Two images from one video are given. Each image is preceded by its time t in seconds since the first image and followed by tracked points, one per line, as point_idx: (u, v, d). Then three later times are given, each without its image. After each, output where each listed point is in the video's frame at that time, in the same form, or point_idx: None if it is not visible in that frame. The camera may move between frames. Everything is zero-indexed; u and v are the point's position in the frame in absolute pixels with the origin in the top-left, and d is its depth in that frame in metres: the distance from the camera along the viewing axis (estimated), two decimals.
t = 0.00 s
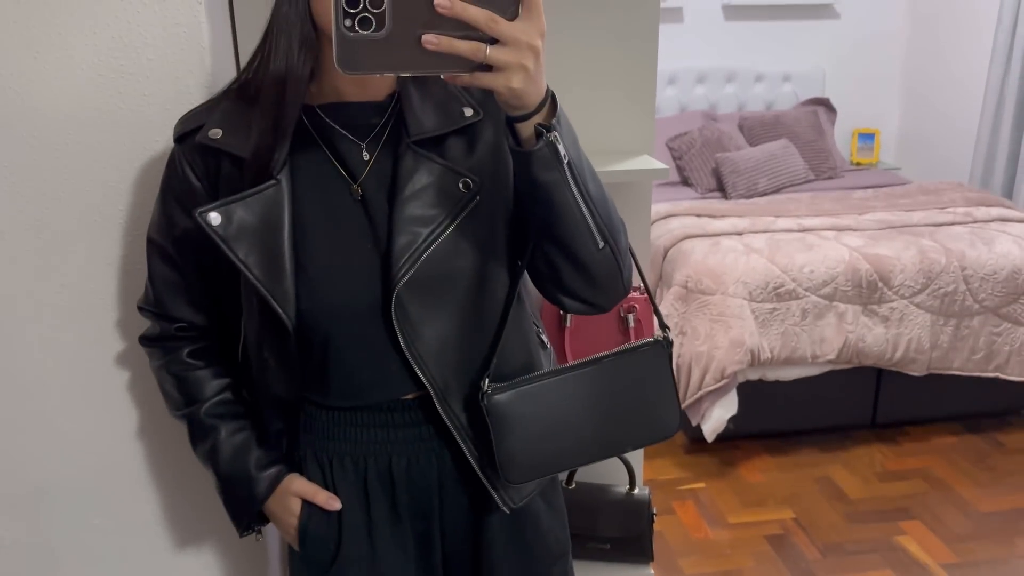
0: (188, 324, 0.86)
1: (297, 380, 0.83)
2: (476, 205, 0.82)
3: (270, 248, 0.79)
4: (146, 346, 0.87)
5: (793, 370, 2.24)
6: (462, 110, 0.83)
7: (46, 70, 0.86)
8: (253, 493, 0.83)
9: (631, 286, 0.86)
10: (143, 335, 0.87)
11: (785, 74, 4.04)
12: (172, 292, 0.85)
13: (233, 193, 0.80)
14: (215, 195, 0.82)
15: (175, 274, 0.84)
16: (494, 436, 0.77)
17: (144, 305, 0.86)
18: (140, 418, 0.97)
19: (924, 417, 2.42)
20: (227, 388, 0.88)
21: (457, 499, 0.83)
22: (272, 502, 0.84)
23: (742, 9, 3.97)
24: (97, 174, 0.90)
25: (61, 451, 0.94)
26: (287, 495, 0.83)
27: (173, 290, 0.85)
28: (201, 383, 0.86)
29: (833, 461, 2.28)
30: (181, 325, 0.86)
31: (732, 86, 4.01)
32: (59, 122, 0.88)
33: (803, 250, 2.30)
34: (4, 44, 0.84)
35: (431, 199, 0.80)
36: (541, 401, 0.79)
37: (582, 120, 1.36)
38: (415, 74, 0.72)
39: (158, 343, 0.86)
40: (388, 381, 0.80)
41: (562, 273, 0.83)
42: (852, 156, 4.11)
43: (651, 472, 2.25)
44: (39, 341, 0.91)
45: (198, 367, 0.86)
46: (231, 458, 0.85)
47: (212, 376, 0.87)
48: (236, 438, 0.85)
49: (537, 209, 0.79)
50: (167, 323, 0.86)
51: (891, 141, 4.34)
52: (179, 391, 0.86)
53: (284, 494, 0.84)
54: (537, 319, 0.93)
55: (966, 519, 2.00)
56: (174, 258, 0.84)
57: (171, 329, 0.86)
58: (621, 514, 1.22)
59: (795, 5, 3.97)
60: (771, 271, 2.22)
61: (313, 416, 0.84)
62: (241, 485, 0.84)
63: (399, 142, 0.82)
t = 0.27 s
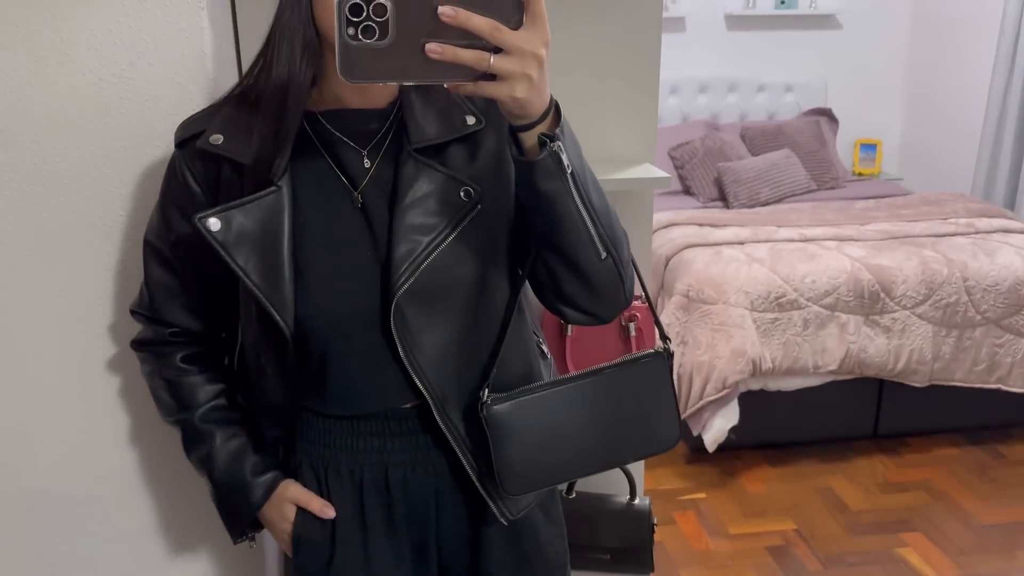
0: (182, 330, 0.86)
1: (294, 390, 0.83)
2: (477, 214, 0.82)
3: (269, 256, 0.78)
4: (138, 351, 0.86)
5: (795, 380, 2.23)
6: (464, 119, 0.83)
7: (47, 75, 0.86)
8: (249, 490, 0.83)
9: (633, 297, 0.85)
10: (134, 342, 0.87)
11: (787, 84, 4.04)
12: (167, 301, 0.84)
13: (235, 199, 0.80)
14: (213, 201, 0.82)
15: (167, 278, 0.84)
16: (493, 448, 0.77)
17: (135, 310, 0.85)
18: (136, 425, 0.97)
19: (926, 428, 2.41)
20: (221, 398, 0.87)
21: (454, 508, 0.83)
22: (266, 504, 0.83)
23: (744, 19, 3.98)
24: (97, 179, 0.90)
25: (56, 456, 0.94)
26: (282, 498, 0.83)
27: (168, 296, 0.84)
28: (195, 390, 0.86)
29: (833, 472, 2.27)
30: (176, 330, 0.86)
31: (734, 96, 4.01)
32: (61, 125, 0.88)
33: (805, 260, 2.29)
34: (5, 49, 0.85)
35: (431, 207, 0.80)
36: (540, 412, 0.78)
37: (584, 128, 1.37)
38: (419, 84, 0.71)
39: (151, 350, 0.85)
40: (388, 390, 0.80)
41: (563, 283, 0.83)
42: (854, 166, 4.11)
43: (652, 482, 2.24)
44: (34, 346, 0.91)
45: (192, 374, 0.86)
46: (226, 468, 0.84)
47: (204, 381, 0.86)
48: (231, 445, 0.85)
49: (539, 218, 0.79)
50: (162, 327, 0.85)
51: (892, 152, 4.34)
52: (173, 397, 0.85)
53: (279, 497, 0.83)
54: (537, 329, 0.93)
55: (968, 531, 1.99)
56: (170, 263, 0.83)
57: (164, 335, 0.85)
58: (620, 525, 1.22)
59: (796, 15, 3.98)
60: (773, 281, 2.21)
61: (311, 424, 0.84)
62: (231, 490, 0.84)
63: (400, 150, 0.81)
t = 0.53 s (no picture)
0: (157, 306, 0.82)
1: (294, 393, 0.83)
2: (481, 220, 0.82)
3: (279, 259, 0.78)
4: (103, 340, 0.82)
5: (799, 389, 2.22)
6: (468, 125, 0.83)
7: (51, 79, 0.87)
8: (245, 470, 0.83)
9: (638, 306, 0.85)
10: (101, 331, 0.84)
11: (791, 92, 4.04)
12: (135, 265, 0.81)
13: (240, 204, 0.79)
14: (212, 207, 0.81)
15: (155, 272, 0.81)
16: (495, 457, 0.76)
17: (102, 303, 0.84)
18: (138, 425, 0.98)
19: (930, 438, 2.40)
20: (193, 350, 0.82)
21: (452, 516, 0.82)
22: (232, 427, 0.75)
23: (748, 28, 3.98)
24: (101, 186, 0.91)
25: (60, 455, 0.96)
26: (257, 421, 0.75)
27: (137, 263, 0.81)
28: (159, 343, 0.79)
29: (837, 482, 2.26)
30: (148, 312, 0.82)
31: (738, 104, 4.01)
32: (65, 132, 0.89)
33: (809, 268, 2.29)
34: (9, 54, 0.85)
35: (434, 214, 0.80)
36: (543, 421, 0.78)
37: (589, 135, 1.36)
38: (423, 90, 0.71)
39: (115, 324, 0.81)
40: (389, 396, 0.79)
41: (568, 291, 0.83)
42: (858, 175, 4.11)
43: (654, 490, 2.23)
44: (38, 349, 0.93)
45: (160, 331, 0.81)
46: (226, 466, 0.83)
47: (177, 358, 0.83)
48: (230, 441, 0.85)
49: (543, 226, 0.79)
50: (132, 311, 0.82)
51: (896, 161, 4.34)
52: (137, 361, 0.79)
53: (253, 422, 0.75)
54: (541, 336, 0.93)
55: (972, 541, 1.98)
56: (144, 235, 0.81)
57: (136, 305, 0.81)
58: (624, 534, 1.22)
59: (801, 24, 3.98)
60: (777, 289, 2.21)
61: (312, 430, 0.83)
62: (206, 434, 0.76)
63: (404, 157, 0.81)
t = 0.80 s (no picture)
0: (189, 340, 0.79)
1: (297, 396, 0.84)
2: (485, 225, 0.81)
3: (318, 256, 0.77)
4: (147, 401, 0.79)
5: (808, 395, 2.21)
6: (478, 128, 0.83)
7: (64, 78, 0.87)
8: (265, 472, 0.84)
9: (644, 317, 0.84)
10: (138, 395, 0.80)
11: (801, 97, 4.04)
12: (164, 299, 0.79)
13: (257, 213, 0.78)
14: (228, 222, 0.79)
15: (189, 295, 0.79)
16: (490, 463, 0.76)
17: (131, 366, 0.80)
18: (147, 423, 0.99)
19: (941, 445, 2.39)
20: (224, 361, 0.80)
21: (450, 520, 0.82)
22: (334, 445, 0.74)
23: (758, 32, 3.97)
24: (113, 187, 0.91)
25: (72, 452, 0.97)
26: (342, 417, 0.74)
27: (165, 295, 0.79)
28: (200, 370, 0.77)
29: (847, 488, 2.25)
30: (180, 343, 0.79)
31: (748, 109, 4.00)
32: (77, 133, 0.89)
33: (819, 273, 2.28)
34: (21, 51, 0.85)
35: (438, 217, 0.79)
36: (542, 430, 0.77)
37: (599, 139, 1.36)
38: (430, 95, 0.71)
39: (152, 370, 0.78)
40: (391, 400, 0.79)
41: (572, 300, 0.82)
42: (868, 181, 4.09)
43: (663, 496, 2.22)
44: (48, 349, 0.93)
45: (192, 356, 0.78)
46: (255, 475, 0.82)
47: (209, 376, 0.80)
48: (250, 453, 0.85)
49: (548, 234, 0.78)
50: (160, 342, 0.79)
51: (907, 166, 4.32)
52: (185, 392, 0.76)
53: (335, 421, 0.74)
54: (548, 343, 0.92)
55: (983, 549, 1.97)
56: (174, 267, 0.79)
57: (167, 340, 0.78)
58: (633, 540, 1.21)
59: (811, 29, 3.97)
60: (786, 295, 2.20)
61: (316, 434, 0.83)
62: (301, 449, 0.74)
63: (410, 160, 0.81)
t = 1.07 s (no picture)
0: (214, 354, 0.78)
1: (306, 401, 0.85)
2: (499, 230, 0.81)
3: (337, 260, 0.77)
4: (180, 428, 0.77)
5: (816, 401, 2.20)
6: (488, 133, 0.83)
7: (81, 82, 0.88)
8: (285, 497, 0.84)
9: (658, 320, 0.84)
10: (170, 421, 0.79)
11: (810, 102, 4.04)
12: (193, 319, 0.77)
13: (276, 217, 0.78)
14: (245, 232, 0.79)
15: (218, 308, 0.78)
16: (509, 470, 0.76)
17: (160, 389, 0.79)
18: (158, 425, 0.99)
19: (951, 452, 2.38)
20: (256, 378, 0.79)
21: (455, 526, 0.82)
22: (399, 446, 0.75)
23: (767, 37, 3.97)
24: (125, 190, 0.92)
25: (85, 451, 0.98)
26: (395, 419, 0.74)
27: (193, 314, 0.78)
28: (237, 396, 0.76)
29: (855, 495, 2.24)
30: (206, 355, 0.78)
31: (756, 113, 4.01)
32: (90, 136, 0.90)
33: (828, 278, 2.27)
34: (39, 57, 0.86)
35: (449, 221, 0.79)
36: (560, 436, 0.77)
37: (609, 143, 1.36)
38: (440, 97, 0.72)
39: (184, 395, 0.77)
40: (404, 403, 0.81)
41: (585, 304, 0.82)
42: (877, 186, 4.08)
43: (670, 501, 2.22)
44: (62, 348, 0.95)
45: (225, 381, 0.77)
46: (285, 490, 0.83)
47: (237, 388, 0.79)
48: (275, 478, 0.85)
49: (562, 237, 0.78)
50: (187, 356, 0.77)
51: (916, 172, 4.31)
52: (225, 424, 0.75)
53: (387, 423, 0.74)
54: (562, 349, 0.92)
55: (992, 557, 1.95)
56: (197, 279, 0.78)
57: (196, 361, 0.77)
58: (642, 546, 1.21)
59: (820, 33, 3.98)
60: (795, 300, 2.20)
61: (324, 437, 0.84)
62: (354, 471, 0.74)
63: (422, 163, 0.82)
